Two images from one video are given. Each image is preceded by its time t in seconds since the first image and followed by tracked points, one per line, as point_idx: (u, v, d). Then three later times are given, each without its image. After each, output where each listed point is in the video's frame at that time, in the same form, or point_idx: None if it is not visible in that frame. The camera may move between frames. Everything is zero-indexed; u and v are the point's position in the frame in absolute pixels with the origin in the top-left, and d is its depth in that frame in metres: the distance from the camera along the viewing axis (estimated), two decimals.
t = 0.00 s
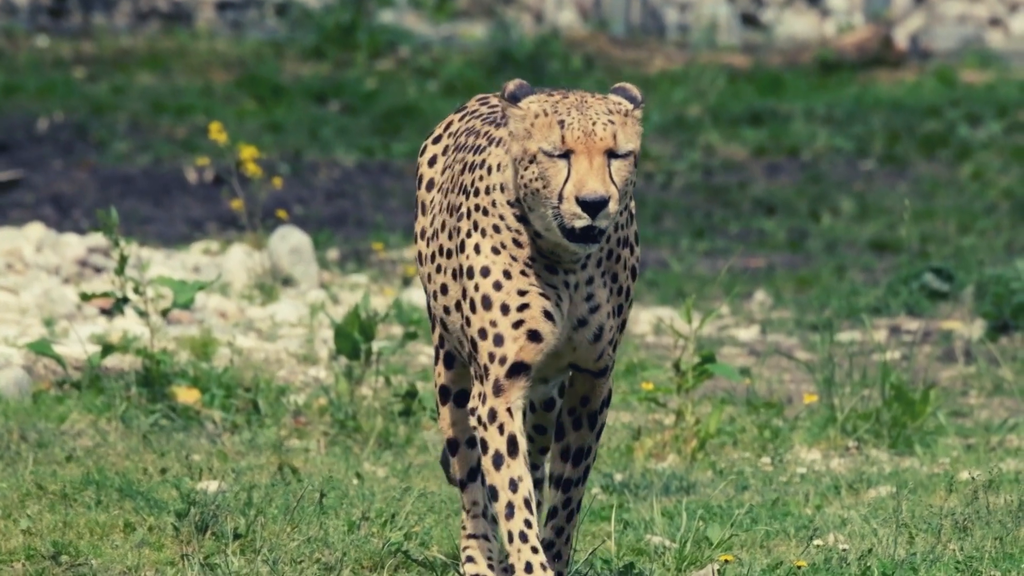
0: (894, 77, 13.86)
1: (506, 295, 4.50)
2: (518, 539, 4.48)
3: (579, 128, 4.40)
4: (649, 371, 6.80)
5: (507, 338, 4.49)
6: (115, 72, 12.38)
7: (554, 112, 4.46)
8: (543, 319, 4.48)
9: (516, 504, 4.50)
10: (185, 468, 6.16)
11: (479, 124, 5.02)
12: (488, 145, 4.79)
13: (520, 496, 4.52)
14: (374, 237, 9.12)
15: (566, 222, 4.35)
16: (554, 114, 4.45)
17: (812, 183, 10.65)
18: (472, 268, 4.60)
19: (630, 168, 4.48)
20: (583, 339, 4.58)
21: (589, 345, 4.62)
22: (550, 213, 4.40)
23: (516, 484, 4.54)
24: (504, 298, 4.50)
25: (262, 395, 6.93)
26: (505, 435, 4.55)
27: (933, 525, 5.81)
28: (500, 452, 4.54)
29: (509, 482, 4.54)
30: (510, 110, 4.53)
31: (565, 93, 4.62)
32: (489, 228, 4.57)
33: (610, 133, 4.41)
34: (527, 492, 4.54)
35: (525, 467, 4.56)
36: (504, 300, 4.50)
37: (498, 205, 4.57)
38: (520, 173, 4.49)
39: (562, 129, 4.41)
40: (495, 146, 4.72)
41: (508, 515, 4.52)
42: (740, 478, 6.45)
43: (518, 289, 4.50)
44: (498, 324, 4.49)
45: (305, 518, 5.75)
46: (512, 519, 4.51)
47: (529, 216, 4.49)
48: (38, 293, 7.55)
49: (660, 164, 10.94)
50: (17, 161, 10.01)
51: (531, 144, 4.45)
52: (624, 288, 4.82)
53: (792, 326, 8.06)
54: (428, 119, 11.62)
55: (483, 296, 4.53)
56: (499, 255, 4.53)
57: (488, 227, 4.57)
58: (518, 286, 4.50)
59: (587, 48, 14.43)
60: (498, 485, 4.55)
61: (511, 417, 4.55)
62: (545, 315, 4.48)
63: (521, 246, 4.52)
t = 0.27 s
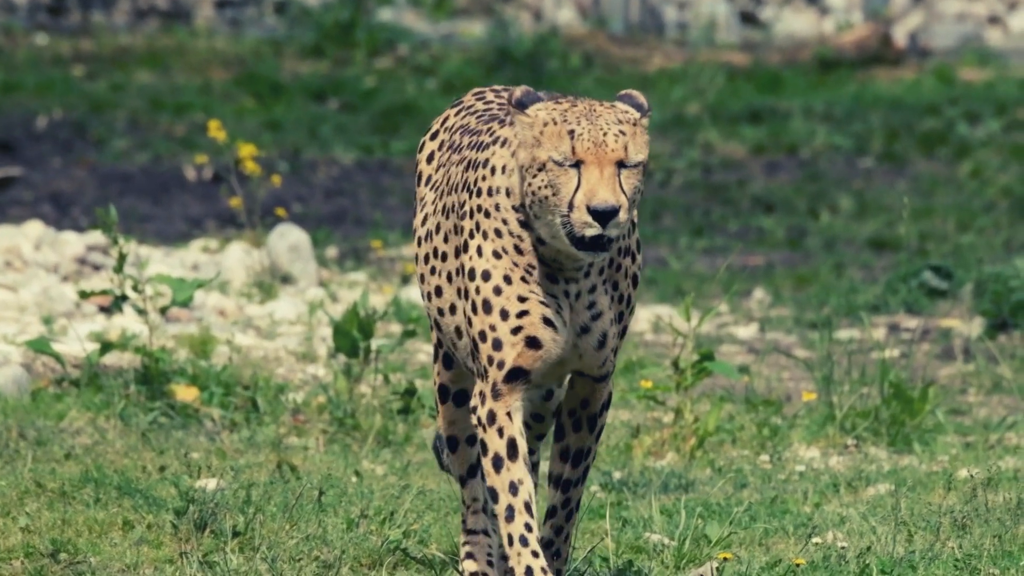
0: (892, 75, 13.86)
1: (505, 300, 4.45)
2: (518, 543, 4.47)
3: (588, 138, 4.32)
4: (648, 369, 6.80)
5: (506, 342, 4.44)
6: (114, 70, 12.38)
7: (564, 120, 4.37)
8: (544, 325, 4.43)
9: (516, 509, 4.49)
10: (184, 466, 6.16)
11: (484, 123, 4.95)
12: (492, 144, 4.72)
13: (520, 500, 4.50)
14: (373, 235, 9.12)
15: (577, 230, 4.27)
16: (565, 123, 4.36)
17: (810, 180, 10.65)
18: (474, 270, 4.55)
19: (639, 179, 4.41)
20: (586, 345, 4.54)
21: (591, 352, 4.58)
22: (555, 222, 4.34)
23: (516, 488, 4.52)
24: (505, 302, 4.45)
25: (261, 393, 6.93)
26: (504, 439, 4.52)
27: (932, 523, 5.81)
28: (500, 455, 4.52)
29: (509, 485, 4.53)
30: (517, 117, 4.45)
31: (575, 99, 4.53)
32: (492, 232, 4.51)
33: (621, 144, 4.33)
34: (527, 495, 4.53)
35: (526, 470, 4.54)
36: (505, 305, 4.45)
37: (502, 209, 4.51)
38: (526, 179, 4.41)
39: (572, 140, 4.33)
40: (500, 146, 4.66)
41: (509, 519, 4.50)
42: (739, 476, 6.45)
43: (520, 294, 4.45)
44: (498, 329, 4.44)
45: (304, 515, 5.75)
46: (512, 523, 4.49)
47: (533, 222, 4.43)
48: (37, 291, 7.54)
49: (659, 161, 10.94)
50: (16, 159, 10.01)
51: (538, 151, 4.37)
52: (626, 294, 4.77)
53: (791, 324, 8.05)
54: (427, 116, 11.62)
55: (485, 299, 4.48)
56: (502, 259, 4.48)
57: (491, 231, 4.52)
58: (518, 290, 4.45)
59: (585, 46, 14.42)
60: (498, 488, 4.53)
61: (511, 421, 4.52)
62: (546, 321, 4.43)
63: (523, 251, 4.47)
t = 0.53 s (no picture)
0: (890, 73, 13.86)
1: (503, 296, 4.40)
2: (517, 542, 4.46)
3: (601, 148, 4.28)
4: (646, 366, 6.80)
5: (503, 339, 4.40)
6: (112, 68, 12.39)
7: (576, 129, 4.34)
8: (541, 323, 4.39)
9: (515, 506, 4.48)
10: (182, 463, 6.16)
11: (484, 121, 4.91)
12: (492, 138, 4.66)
13: (518, 499, 4.48)
14: (371, 232, 9.12)
15: (589, 239, 4.24)
16: (577, 131, 4.32)
17: (809, 178, 10.64)
18: (473, 264, 4.50)
19: (647, 189, 4.39)
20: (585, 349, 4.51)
21: (590, 355, 4.55)
22: (564, 229, 4.30)
23: (515, 487, 4.50)
24: (503, 297, 4.40)
25: (259, 390, 6.93)
26: (503, 435, 4.50)
27: (930, 521, 5.81)
28: (499, 451, 4.51)
29: (508, 483, 4.51)
30: (523, 125, 4.40)
31: (581, 105, 4.49)
32: (492, 227, 4.46)
33: (633, 153, 4.31)
34: (526, 494, 4.51)
35: (526, 468, 4.52)
36: (503, 302, 4.40)
37: (503, 204, 4.45)
38: (533, 184, 4.36)
39: (584, 148, 4.29)
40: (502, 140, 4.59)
41: (507, 516, 4.49)
42: (737, 474, 6.45)
43: (518, 292, 4.40)
44: (497, 326, 4.40)
45: (303, 513, 5.75)
46: (511, 521, 4.48)
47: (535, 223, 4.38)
48: (35, 288, 7.54)
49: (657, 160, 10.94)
50: (14, 157, 10.01)
51: (549, 158, 4.32)
52: (624, 302, 4.77)
53: (789, 322, 8.05)
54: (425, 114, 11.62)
55: (484, 294, 4.44)
56: (500, 255, 4.43)
57: (491, 226, 4.46)
58: (516, 286, 4.40)
59: (584, 44, 14.43)
60: (497, 485, 4.51)
61: (508, 418, 4.50)
62: (543, 320, 4.39)
63: (523, 249, 4.42)
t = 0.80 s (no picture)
0: (888, 70, 13.87)
1: (500, 291, 4.40)
2: (511, 540, 4.47)
3: (611, 148, 4.25)
4: (644, 363, 6.80)
5: (497, 334, 4.40)
6: (110, 65, 12.39)
7: (585, 128, 4.29)
8: (536, 319, 4.38)
9: (510, 503, 4.49)
10: (180, 461, 6.16)
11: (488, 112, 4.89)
12: (497, 130, 4.64)
13: (513, 497, 4.49)
14: (369, 230, 9.12)
15: (599, 240, 4.22)
16: (586, 130, 4.28)
17: (806, 175, 10.65)
18: (472, 257, 4.50)
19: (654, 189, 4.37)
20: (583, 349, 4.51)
21: (587, 354, 4.55)
22: (568, 228, 4.28)
23: (509, 484, 4.51)
24: (501, 292, 4.40)
25: (257, 387, 6.93)
26: (498, 430, 4.51)
27: (928, 518, 5.81)
28: (494, 446, 4.52)
29: (503, 479, 4.52)
30: (528, 124, 4.37)
31: (590, 103, 4.45)
32: (493, 220, 4.45)
33: (642, 152, 4.27)
34: (521, 491, 4.52)
35: (521, 465, 4.53)
36: (501, 297, 4.39)
37: (505, 197, 4.44)
38: (539, 181, 4.32)
39: (595, 147, 4.25)
40: (508, 132, 4.58)
41: (501, 512, 4.51)
42: (735, 471, 6.45)
43: (516, 287, 4.39)
44: (494, 321, 4.40)
45: (301, 511, 5.75)
46: (506, 517, 4.49)
47: (537, 219, 4.36)
48: (33, 286, 7.54)
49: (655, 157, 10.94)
50: (12, 154, 10.01)
51: (556, 157, 4.28)
52: (623, 304, 4.76)
53: (787, 319, 8.05)
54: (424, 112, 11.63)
55: (482, 287, 4.43)
56: (499, 250, 4.42)
57: (493, 219, 4.45)
58: (513, 281, 4.39)
59: (582, 41, 14.42)
60: (492, 480, 4.53)
61: (504, 414, 4.51)
62: (539, 317, 4.38)
63: (523, 244, 4.41)
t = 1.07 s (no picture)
0: (886, 67, 13.87)
1: (499, 284, 4.39)
2: (509, 535, 4.47)
3: (622, 139, 4.28)
4: (641, 360, 6.80)
5: (496, 328, 4.39)
6: (108, 62, 12.39)
7: (595, 120, 4.32)
8: (534, 314, 4.37)
9: (508, 498, 4.49)
10: (178, 457, 6.16)
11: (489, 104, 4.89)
12: (498, 121, 4.64)
13: (511, 492, 4.50)
14: (367, 227, 9.12)
15: (608, 232, 4.24)
16: (596, 122, 4.31)
17: (804, 172, 10.65)
18: (472, 249, 4.49)
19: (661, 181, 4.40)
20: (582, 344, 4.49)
21: (586, 350, 4.53)
22: (575, 219, 4.29)
23: (508, 479, 4.51)
24: (500, 285, 4.39)
25: (255, 384, 6.93)
26: (496, 424, 4.51)
27: (925, 515, 5.81)
28: (492, 440, 4.52)
29: (501, 473, 4.52)
30: (535, 115, 4.39)
31: (596, 95, 4.48)
32: (494, 212, 4.44)
33: (649, 142, 4.31)
34: (519, 485, 4.53)
35: (519, 460, 4.54)
36: (501, 290, 4.39)
37: (508, 189, 4.43)
38: (546, 172, 4.34)
39: (605, 138, 4.28)
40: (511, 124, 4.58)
41: (500, 507, 4.51)
42: (732, 468, 6.45)
43: (516, 280, 4.38)
44: (493, 315, 4.39)
45: (298, 507, 5.75)
46: (503, 512, 4.49)
47: (542, 211, 4.36)
48: (30, 282, 7.53)
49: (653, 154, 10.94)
50: (9, 151, 10.00)
51: (565, 148, 4.31)
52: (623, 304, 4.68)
53: (784, 316, 8.05)
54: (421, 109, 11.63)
55: (481, 280, 4.43)
56: (500, 243, 4.41)
57: (494, 211, 4.45)
58: (513, 275, 4.39)
59: (580, 37, 14.42)
60: (490, 473, 4.53)
61: (502, 408, 4.51)
62: (537, 311, 4.37)
63: (524, 236, 4.40)
